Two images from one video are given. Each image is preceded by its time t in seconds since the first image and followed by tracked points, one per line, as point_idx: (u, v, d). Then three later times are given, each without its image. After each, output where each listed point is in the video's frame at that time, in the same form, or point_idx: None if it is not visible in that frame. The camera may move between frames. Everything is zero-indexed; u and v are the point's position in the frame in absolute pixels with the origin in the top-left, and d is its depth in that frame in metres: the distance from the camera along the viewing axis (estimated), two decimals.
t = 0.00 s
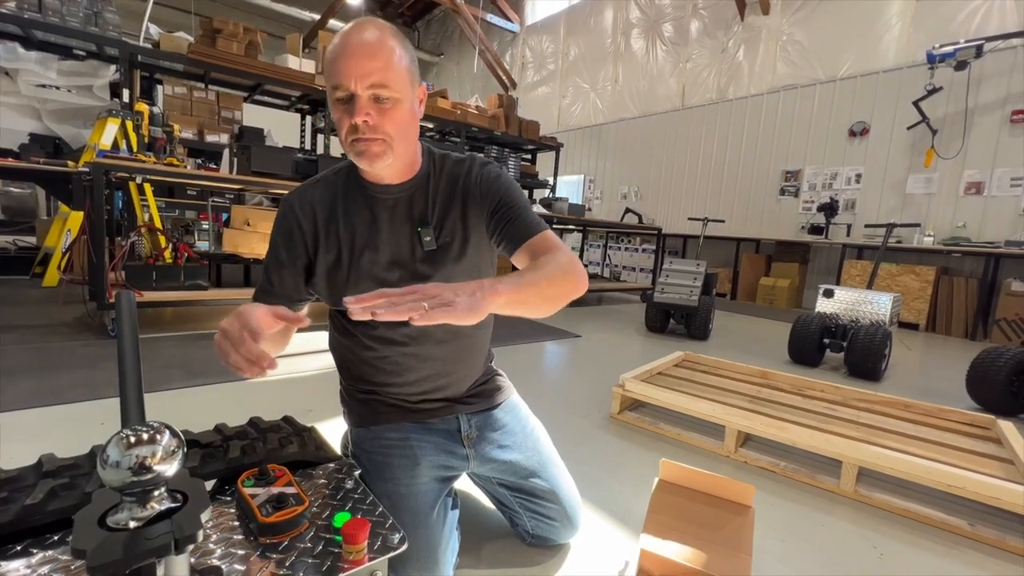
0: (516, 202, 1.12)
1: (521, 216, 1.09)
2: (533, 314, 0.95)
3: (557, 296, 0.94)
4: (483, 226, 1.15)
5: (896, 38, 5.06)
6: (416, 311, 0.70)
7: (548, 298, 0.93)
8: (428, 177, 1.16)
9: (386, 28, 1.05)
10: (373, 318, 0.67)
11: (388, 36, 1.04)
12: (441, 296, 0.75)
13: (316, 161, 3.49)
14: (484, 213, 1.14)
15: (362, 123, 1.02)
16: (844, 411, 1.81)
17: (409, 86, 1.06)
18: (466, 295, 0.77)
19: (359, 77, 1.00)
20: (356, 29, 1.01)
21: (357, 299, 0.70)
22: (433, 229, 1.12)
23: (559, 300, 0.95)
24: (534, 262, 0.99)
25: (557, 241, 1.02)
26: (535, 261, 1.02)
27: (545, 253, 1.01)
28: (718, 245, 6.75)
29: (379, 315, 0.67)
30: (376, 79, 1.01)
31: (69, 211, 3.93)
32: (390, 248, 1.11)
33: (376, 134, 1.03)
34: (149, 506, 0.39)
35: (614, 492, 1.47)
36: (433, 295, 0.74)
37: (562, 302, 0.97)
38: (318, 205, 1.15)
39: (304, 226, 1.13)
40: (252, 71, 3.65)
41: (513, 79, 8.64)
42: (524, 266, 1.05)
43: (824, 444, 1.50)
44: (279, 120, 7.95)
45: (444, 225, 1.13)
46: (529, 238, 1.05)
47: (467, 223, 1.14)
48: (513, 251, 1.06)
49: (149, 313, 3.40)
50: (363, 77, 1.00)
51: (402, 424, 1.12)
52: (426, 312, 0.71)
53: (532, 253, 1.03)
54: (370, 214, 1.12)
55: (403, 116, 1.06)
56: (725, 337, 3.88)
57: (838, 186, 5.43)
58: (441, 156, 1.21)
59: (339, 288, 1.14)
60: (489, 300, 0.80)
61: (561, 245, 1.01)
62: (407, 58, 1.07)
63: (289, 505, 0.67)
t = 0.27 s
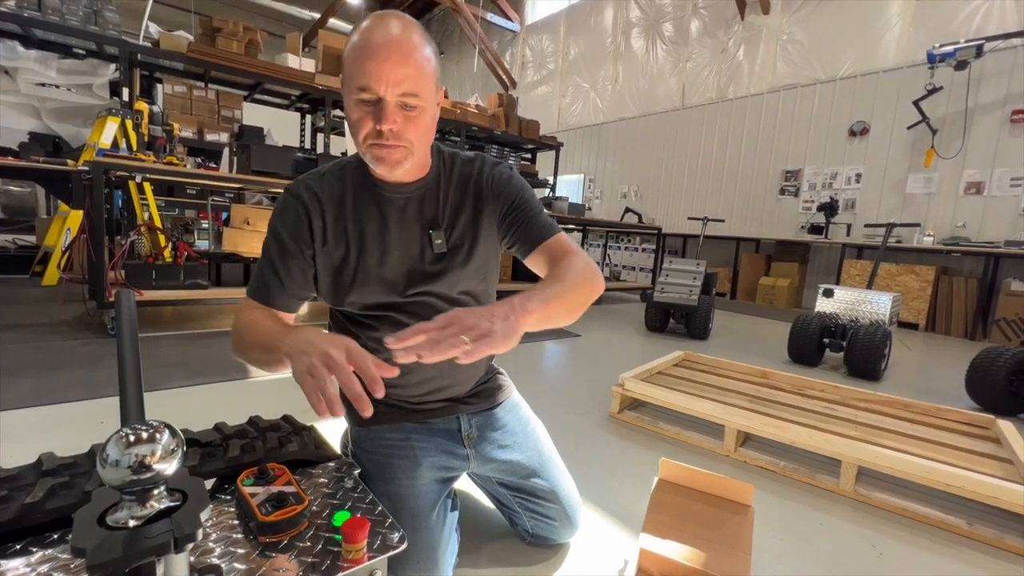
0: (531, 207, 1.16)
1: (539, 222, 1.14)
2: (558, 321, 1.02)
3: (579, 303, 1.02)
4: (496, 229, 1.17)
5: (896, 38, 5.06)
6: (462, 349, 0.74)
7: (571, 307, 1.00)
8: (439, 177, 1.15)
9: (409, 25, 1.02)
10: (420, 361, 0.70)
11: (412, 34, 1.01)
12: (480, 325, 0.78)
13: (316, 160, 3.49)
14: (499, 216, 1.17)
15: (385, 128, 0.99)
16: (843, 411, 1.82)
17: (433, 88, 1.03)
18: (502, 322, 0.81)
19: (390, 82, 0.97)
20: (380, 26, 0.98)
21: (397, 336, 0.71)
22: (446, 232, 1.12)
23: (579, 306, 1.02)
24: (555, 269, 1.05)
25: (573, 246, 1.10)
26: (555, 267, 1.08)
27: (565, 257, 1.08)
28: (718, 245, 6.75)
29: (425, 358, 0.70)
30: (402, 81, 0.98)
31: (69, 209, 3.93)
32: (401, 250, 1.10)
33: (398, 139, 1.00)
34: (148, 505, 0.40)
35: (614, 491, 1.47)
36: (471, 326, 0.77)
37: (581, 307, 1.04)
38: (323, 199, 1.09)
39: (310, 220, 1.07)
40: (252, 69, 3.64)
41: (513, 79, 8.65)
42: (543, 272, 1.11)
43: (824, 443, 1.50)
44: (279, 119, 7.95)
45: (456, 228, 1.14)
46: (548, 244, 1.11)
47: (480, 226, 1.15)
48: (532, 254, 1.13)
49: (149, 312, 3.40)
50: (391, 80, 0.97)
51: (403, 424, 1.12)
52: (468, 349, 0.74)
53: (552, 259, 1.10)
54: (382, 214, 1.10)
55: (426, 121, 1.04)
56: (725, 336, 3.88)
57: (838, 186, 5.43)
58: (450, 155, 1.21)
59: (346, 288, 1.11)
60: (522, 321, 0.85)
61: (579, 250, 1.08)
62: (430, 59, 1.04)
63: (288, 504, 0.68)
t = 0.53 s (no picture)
0: (538, 205, 1.19)
1: (547, 221, 1.17)
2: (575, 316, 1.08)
3: (594, 296, 1.07)
4: (502, 227, 1.19)
5: (896, 37, 5.06)
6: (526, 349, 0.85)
7: (588, 302, 1.05)
8: (440, 176, 1.14)
9: (411, 26, 1.01)
10: (461, 370, 0.75)
11: (416, 35, 1.00)
12: (511, 332, 0.85)
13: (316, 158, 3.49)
14: (508, 215, 1.19)
15: (391, 133, 0.98)
16: (843, 410, 1.82)
17: (438, 91, 1.03)
18: (530, 326, 0.88)
19: (397, 85, 0.96)
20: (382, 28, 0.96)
21: (434, 349, 0.77)
22: (449, 231, 1.13)
23: (594, 300, 1.07)
24: (569, 267, 1.10)
25: (583, 240, 1.14)
26: (567, 264, 1.13)
27: (577, 254, 1.12)
28: (718, 244, 6.75)
29: (465, 367, 0.76)
30: (409, 84, 0.97)
31: (68, 207, 3.93)
32: (404, 250, 1.10)
33: (403, 145, 0.99)
34: (147, 501, 0.40)
35: (613, 490, 1.47)
36: (502, 333, 0.85)
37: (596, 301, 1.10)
38: (323, 197, 1.06)
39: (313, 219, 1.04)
40: (252, 68, 3.64)
41: (513, 78, 8.65)
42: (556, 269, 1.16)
43: (823, 443, 1.50)
44: (279, 118, 7.95)
45: (459, 227, 1.14)
46: (559, 241, 1.15)
47: (484, 225, 1.16)
48: (543, 250, 1.17)
49: (148, 311, 3.40)
50: (398, 84, 0.96)
51: (402, 423, 1.12)
52: (504, 355, 0.81)
53: (563, 256, 1.14)
54: (385, 214, 1.09)
55: (432, 125, 1.03)
56: (725, 336, 3.88)
57: (838, 186, 5.43)
58: (452, 154, 1.20)
59: (348, 288, 1.10)
60: (546, 323, 0.93)
61: (591, 245, 1.13)
62: (434, 61, 1.03)
63: (287, 501, 0.68)
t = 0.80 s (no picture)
0: (532, 203, 1.19)
1: (542, 218, 1.18)
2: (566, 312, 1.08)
3: (585, 292, 1.08)
4: (496, 225, 1.19)
5: (896, 37, 5.05)
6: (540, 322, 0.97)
7: (578, 298, 1.06)
8: (437, 173, 1.14)
9: (406, 22, 1.01)
10: (442, 352, 0.78)
11: (411, 31, 1.00)
12: (497, 318, 0.88)
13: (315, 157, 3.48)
14: (502, 212, 1.19)
15: (386, 126, 0.98)
16: (841, 409, 1.82)
17: (432, 86, 1.03)
18: (517, 314, 0.91)
19: (392, 78, 0.96)
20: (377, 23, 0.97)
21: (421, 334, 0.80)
22: (444, 228, 1.12)
23: (585, 297, 1.08)
24: (560, 262, 1.11)
25: (576, 237, 1.15)
26: (558, 260, 1.13)
27: (568, 250, 1.13)
28: (717, 244, 6.75)
29: (447, 348, 0.78)
30: (404, 78, 0.97)
31: (66, 205, 3.92)
32: (400, 245, 1.09)
33: (399, 138, 0.99)
34: (142, 499, 0.40)
35: (611, 489, 1.48)
36: (488, 319, 0.87)
37: (588, 297, 1.11)
38: (318, 192, 1.05)
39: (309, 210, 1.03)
40: (252, 66, 3.63)
41: (513, 77, 8.64)
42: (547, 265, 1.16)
43: (821, 442, 1.50)
44: (278, 116, 7.94)
45: (455, 224, 1.14)
46: (551, 238, 1.15)
47: (479, 223, 1.16)
48: (536, 248, 1.17)
49: (147, 309, 3.40)
50: (393, 78, 0.96)
51: (399, 422, 1.12)
52: (485, 338, 0.82)
53: (555, 252, 1.14)
54: (381, 209, 1.08)
55: (427, 119, 1.04)
56: (724, 335, 3.88)
57: (837, 185, 5.43)
58: (448, 152, 1.20)
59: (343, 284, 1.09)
60: (534, 313, 0.95)
61: (583, 242, 1.13)
62: (429, 57, 1.04)
63: (284, 500, 0.68)
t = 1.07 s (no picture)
0: (530, 204, 1.19)
1: (538, 219, 1.17)
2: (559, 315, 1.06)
3: (579, 295, 1.07)
4: (494, 225, 1.19)
5: (897, 37, 5.05)
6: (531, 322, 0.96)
7: (570, 301, 1.05)
8: (436, 172, 1.14)
9: (405, 21, 1.02)
10: (428, 351, 0.77)
11: (410, 29, 1.01)
12: (484, 321, 0.88)
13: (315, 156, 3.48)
14: (499, 213, 1.19)
15: (383, 122, 0.99)
16: (840, 410, 1.82)
17: (430, 84, 1.04)
18: (505, 318, 0.91)
19: (387, 74, 0.98)
20: (375, 21, 0.98)
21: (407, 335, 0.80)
22: (442, 227, 1.12)
23: (578, 300, 1.07)
24: (554, 264, 1.10)
25: (573, 239, 1.14)
26: (554, 261, 1.12)
27: (564, 252, 1.12)
28: (717, 244, 6.75)
29: (432, 348, 0.77)
30: (401, 75, 0.98)
31: (67, 204, 3.92)
32: (397, 244, 1.10)
33: (395, 134, 1.00)
34: (143, 497, 0.40)
35: (610, 488, 1.48)
36: (474, 322, 0.87)
37: (583, 300, 1.09)
38: (316, 189, 1.07)
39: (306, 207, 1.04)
40: (252, 64, 3.63)
41: (513, 76, 8.65)
42: (543, 266, 1.16)
43: (820, 441, 1.51)
44: (278, 115, 7.95)
45: (452, 223, 1.14)
46: (547, 239, 1.15)
47: (476, 223, 1.16)
48: (532, 249, 1.16)
49: (147, 307, 3.40)
50: (390, 73, 0.98)
51: (399, 420, 1.12)
52: (471, 340, 0.82)
53: (550, 253, 1.14)
54: (379, 207, 1.09)
55: (423, 117, 1.04)
56: (724, 335, 3.88)
57: (838, 185, 5.43)
58: (448, 151, 1.20)
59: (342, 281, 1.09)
60: (522, 316, 0.94)
61: (578, 244, 1.13)
62: (428, 55, 1.05)
63: (284, 499, 0.68)
